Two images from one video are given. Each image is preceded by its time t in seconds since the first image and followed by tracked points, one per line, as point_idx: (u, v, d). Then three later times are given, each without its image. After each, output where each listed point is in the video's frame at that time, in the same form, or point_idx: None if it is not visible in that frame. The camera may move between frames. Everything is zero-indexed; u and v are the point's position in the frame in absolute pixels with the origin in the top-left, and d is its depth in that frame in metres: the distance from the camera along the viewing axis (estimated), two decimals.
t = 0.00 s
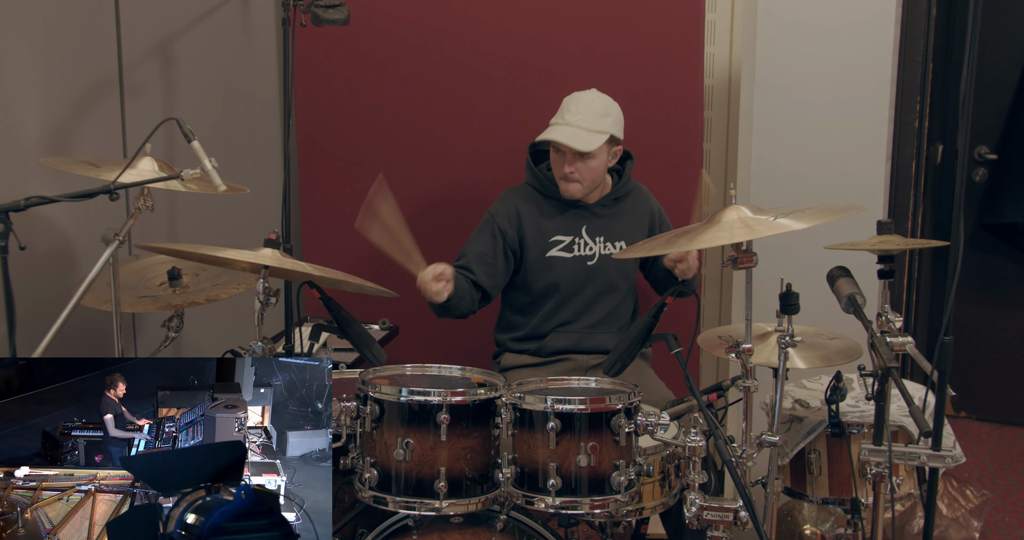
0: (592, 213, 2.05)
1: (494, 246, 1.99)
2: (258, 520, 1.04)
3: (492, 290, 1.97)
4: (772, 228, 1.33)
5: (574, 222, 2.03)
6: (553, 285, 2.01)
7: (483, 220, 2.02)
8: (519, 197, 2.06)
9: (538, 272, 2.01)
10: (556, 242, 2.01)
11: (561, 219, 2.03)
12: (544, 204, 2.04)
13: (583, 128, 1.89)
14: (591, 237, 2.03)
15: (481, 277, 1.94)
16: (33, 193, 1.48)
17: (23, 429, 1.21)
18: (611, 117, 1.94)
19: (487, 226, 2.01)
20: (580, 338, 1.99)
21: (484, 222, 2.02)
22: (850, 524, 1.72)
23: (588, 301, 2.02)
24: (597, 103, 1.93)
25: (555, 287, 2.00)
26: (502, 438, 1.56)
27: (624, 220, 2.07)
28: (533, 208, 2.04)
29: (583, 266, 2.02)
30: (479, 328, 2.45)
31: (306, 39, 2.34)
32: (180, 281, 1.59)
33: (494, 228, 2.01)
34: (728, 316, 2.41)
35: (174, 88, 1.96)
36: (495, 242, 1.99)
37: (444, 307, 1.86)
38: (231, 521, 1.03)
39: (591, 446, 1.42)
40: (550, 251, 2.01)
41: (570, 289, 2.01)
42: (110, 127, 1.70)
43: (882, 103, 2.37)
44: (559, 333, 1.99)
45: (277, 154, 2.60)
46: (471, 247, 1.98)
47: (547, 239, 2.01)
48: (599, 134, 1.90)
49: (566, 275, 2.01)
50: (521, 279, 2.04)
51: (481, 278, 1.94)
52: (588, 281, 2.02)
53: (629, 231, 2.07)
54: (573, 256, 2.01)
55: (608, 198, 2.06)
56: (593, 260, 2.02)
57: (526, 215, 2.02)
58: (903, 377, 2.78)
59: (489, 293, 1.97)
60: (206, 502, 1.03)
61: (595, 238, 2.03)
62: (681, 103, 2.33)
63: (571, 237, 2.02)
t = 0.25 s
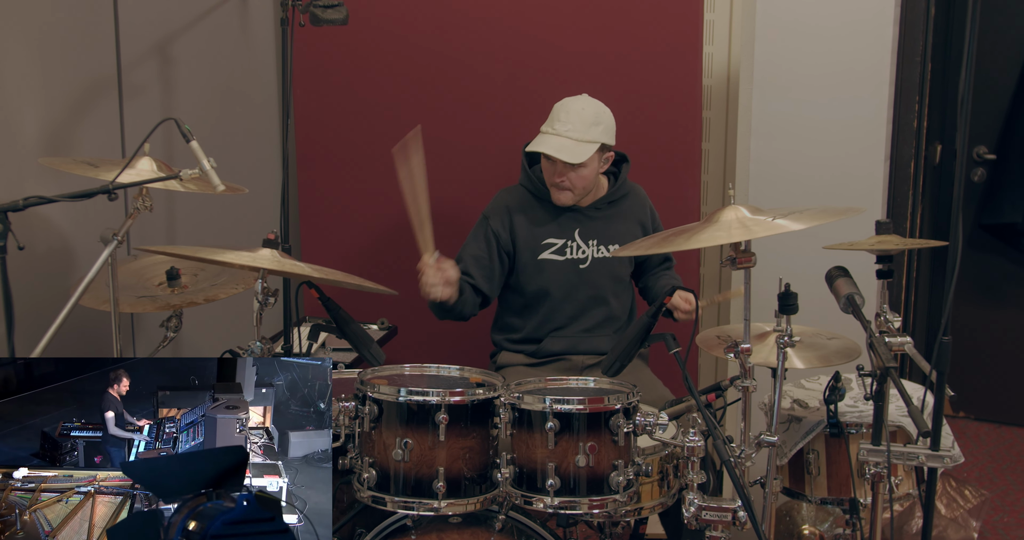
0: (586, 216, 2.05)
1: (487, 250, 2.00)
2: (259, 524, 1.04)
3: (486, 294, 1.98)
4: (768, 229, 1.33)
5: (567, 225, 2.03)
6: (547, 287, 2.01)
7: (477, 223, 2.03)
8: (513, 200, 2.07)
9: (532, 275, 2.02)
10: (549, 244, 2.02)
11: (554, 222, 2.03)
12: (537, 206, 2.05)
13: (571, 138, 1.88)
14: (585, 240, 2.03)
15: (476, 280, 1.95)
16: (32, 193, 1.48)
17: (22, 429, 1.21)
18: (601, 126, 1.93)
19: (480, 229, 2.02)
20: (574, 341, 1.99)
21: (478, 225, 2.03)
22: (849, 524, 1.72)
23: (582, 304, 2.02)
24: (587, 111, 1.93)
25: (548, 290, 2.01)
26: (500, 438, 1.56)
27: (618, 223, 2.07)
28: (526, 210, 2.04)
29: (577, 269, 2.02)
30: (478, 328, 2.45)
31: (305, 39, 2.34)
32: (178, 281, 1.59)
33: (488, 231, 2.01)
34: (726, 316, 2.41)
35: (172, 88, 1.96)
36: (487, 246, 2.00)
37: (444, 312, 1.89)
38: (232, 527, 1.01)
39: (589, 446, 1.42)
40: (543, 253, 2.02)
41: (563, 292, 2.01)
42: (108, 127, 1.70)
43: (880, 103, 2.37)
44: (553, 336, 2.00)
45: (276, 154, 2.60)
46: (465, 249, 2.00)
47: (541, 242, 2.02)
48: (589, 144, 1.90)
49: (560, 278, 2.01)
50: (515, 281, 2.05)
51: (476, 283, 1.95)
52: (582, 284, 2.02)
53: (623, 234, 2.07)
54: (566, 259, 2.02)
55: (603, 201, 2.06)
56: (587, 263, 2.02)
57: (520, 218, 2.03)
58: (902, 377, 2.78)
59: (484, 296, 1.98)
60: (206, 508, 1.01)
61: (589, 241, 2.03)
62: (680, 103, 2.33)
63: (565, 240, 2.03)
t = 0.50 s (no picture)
0: (581, 215, 2.05)
1: (481, 252, 1.99)
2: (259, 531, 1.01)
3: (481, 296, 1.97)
4: (766, 230, 1.33)
5: (563, 224, 2.03)
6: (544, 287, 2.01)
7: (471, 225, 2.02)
8: (507, 201, 2.06)
9: (529, 275, 2.02)
10: (545, 245, 2.01)
11: (549, 222, 2.03)
12: (532, 207, 2.05)
13: (609, 120, 1.90)
14: (581, 239, 2.03)
15: (471, 283, 1.94)
16: (31, 193, 1.49)
17: (20, 430, 1.21)
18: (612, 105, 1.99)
19: (474, 231, 2.01)
20: (573, 340, 1.99)
21: (473, 227, 2.01)
22: (848, 524, 1.72)
23: (578, 303, 2.02)
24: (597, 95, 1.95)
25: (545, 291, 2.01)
26: (499, 438, 1.56)
27: (613, 221, 2.07)
28: (520, 212, 2.04)
29: (574, 268, 2.02)
30: (477, 328, 2.45)
31: (303, 38, 2.34)
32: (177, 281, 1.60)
33: (482, 234, 2.00)
34: (725, 316, 2.41)
35: (171, 88, 1.96)
36: (482, 249, 1.99)
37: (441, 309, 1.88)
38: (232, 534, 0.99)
39: (588, 446, 1.42)
40: (539, 254, 2.02)
41: (560, 292, 2.01)
42: (107, 127, 1.71)
43: (879, 103, 2.37)
44: (550, 336, 2.00)
45: (275, 154, 2.60)
46: (459, 252, 1.98)
47: (536, 243, 2.02)
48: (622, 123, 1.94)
49: (556, 278, 2.01)
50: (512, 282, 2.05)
51: (472, 285, 1.94)
52: (578, 283, 2.02)
53: (619, 231, 2.07)
54: (563, 259, 2.02)
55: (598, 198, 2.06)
56: (583, 262, 2.02)
57: (514, 219, 2.03)
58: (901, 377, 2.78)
59: (480, 298, 1.97)
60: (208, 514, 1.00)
61: (585, 240, 2.03)
62: (679, 103, 2.33)
63: (561, 239, 2.02)
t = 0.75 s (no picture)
0: (578, 213, 2.05)
1: (478, 250, 1.99)
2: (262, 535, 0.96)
3: (476, 294, 1.97)
4: (764, 229, 1.33)
5: (560, 223, 2.04)
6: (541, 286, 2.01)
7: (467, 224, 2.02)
8: (504, 199, 2.06)
9: (526, 274, 2.02)
10: (542, 243, 2.01)
11: (546, 220, 2.03)
12: (528, 205, 2.05)
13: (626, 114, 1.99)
14: (578, 237, 2.03)
15: (466, 280, 1.94)
16: (29, 193, 1.49)
17: (18, 430, 1.21)
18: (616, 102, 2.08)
19: (471, 230, 2.01)
20: (572, 340, 1.99)
21: (468, 225, 2.01)
22: (846, 524, 1.73)
23: (575, 302, 2.02)
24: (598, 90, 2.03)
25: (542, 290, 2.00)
26: (498, 438, 1.56)
27: (610, 219, 2.08)
28: (516, 210, 2.04)
29: (571, 267, 2.02)
30: (476, 328, 2.44)
31: (302, 38, 2.34)
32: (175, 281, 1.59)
33: (478, 232, 2.00)
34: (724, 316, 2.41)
35: (170, 88, 1.96)
36: (478, 247, 1.99)
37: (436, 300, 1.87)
38: None
39: (586, 446, 1.42)
40: (536, 252, 2.01)
41: (557, 291, 2.01)
42: (106, 126, 1.71)
43: (877, 103, 2.33)
44: (549, 337, 1.99)
45: (274, 154, 2.60)
46: (454, 250, 1.98)
47: (533, 241, 2.01)
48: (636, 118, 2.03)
49: (553, 277, 2.00)
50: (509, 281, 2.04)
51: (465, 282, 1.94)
52: (575, 282, 2.02)
53: (617, 230, 2.07)
54: (560, 258, 2.02)
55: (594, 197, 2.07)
56: (580, 261, 2.02)
57: (511, 218, 2.02)
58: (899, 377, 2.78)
59: (474, 297, 1.97)
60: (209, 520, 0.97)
61: (582, 238, 2.03)
62: (677, 103, 2.33)
63: (558, 238, 2.02)
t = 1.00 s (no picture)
0: (584, 215, 2.05)
1: (482, 248, 1.98)
2: None
3: (478, 292, 1.97)
4: (764, 229, 1.33)
5: (564, 224, 2.03)
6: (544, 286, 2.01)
7: (472, 221, 2.01)
8: (510, 199, 2.06)
9: (528, 273, 2.02)
10: (547, 243, 2.01)
11: (552, 221, 2.03)
12: (535, 205, 2.05)
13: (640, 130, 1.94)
14: (583, 239, 2.03)
15: (468, 279, 1.94)
16: (27, 193, 1.49)
17: (17, 430, 1.22)
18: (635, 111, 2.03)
19: (476, 228, 2.01)
20: (573, 341, 1.99)
21: (473, 223, 2.01)
22: (845, 524, 1.73)
23: (577, 303, 2.02)
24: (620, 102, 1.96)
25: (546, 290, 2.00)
26: (496, 438, 1.56)
27: (616, 223, 2.08)
28: (522, 210, 2.04)
29: (574, 268, 2.02)
30: (474, 328, 2.44)
31: (301, 38, 2.34)
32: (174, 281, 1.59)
33: (483, 230, 2.00)
34: (722, 316, 2.41)
35: (168, 88, 1.96)
36: (484, 245, 1.98)
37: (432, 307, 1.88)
38: None
39: (585, 447, 1.42)
40: (541, 252, 2.01)
41: (560, 291, 2.01)
42: (105, 126, 1.71)
43: (877, 103, 2.34)
44: (550, 337, 1.99)
45: (272, 154, 2.60)
46: (459, 247, 1.98)
47: (538, 241, 2.02)
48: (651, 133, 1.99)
49: (557, 277, 2.01)
50: (512, 281, 2.04)
51: (468, 280, 1.94)
52: (578, 284, 2.02)
53: (621, 233, 2.07)
54: (564, 258, 2.02)
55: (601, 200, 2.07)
56: (584, 262, 2.02)
57: (517, 217, 2.02)
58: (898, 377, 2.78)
59: (476, 295, 1.97)
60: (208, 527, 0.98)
61: (586, 240, 2.03)
62: (676, 103, 2.33)
63: (563, 239, 2.02)
